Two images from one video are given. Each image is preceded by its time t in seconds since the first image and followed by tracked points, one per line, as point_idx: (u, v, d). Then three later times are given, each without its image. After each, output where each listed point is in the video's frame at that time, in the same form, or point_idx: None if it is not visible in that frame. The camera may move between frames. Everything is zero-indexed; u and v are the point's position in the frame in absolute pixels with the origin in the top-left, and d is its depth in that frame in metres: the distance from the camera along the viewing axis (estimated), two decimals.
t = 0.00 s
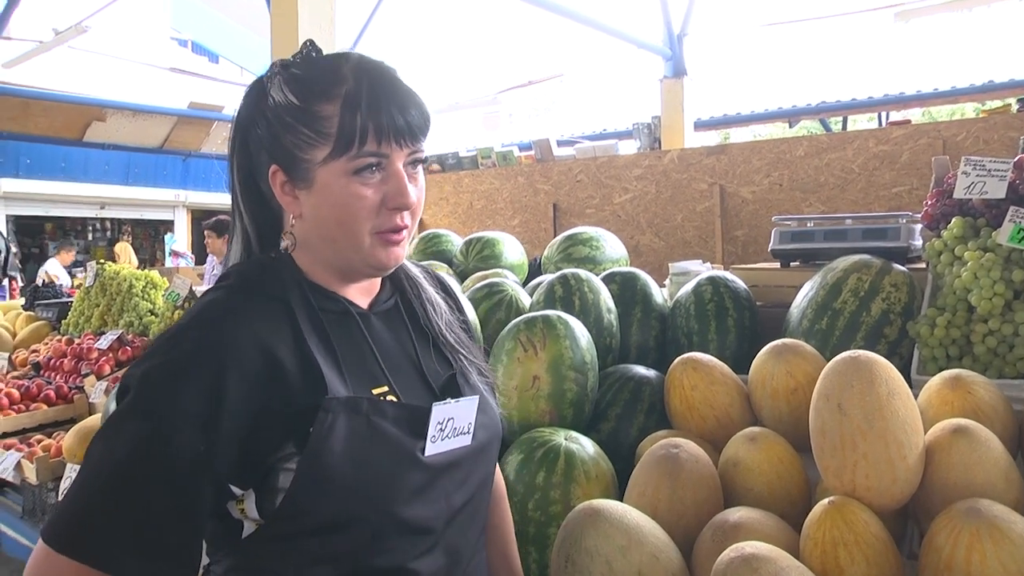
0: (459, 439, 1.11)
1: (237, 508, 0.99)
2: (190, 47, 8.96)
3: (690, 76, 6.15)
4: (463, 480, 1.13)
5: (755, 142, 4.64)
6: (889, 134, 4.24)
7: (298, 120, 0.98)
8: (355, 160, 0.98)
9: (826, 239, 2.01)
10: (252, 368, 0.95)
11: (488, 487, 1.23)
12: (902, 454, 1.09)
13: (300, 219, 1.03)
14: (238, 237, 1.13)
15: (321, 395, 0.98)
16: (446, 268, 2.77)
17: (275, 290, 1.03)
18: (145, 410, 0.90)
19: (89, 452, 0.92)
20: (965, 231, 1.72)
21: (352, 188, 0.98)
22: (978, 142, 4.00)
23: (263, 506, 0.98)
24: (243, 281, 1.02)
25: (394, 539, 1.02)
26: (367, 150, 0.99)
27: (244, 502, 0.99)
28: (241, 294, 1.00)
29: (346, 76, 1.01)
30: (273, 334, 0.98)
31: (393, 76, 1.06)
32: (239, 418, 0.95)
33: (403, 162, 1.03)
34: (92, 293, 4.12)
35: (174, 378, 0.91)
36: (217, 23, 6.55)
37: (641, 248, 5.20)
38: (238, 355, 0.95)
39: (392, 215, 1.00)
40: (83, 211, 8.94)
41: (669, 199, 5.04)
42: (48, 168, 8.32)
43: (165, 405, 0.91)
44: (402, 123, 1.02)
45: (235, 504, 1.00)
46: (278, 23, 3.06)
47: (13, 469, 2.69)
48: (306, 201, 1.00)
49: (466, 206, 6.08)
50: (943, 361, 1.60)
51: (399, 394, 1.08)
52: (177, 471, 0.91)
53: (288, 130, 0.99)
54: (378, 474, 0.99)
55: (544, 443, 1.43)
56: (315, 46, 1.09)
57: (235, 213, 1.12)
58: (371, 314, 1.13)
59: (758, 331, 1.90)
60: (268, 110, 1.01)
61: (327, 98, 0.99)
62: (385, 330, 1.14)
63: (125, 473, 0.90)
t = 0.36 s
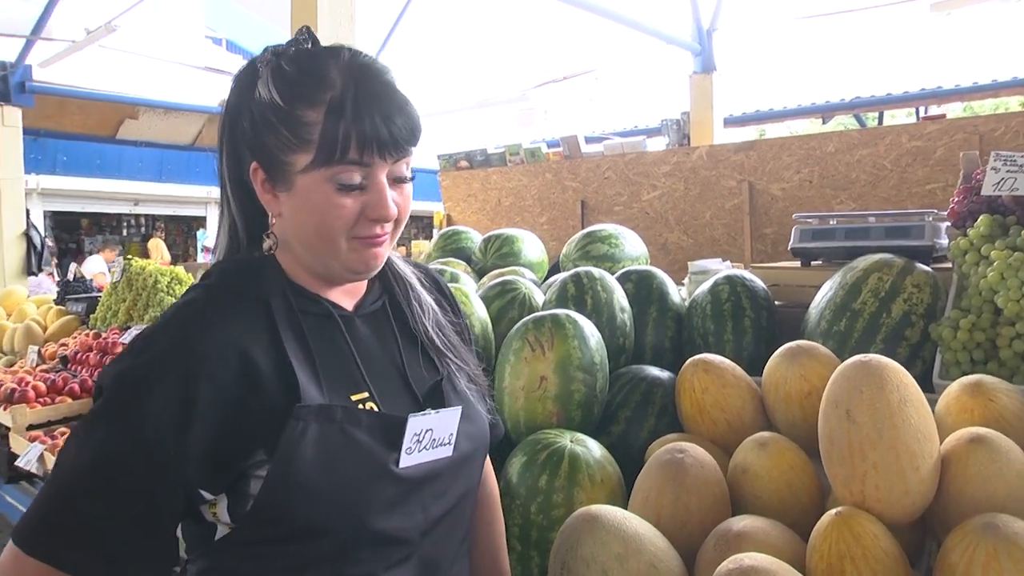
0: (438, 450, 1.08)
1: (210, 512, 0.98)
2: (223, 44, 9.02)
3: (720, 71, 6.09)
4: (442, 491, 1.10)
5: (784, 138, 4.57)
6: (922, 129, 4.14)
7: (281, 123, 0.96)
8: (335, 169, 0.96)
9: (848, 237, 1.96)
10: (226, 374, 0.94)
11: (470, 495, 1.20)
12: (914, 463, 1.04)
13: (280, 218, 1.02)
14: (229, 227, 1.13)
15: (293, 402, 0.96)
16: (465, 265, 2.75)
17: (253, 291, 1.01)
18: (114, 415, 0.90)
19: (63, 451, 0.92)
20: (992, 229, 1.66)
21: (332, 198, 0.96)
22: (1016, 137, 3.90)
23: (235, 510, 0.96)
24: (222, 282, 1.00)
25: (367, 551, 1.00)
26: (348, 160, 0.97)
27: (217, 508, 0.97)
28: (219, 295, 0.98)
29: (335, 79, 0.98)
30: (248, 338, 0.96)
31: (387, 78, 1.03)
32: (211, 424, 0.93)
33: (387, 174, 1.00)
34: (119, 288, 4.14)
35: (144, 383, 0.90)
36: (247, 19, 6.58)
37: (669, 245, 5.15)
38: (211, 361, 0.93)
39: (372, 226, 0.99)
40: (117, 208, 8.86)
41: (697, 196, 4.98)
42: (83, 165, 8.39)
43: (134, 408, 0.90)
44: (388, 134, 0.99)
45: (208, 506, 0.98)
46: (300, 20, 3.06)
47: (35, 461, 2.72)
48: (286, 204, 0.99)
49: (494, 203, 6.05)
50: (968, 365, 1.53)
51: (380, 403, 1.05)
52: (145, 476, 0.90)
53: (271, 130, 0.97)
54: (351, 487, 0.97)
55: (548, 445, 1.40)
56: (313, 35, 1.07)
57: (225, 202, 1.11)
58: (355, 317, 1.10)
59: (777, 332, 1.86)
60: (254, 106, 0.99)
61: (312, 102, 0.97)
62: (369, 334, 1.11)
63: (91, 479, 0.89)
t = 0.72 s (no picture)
0: (423, 449, 1.11)
1: (197, 507, 1.07)
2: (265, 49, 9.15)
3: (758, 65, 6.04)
4: (429, 490, 1.13)
5: (823, 132, 4.50)
6: (966, 121, 4.03)
7: (268, 115, 1.03)
8: (320, 154, 1.01)
9: (877, 232, 1.91)
10: (204, 372, 1.01)
11: (460, 500, 1.22)
12: (935, 467, 1.00)
13: (271, 211, 1.08)
14: (228, 230, 1.19)
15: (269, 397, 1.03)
16: (495, 263, 2.73)
17: (237, 293, 1.08)
18: (98, 411, 0.99)
19: (56, 446, 1.01)
20: None
21: (318, 182, 1.01)
22: None
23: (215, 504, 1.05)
24: (211, 285, 1.08)
25: (345, 550, 1.04)
26: (332, 144, 1.02)
27: (201, 498, 1.06)
28: (202, 298, 1.06)
29: (319, 70, 1.04)
30: (229, 338, 1.04)
31: (372, 70, 1.09)
32: (187, 419, 1.01)
33: (373, 160, 1.05)
34: (157, 289, 4.18)
35: (125, 381, 0.99)
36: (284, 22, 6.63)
37: (707, 242, 5.09)
38: (190, 360, 1.00)
39: (361, 215, 1.03)
40: (160, 210, 9.06)
41: (735, 192, 4.92)
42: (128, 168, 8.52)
43: (115, 404, 0.98)
44: (371, 119, 1.04)
45: (195, 501, 1.07)
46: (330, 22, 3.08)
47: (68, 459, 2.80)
48: (276, 194, 1.05)
49: (532, 202, 6.02)
50: (1001, 365, 1.45)
51: (364, 401, 1.10)
52: (126, 471, 0.98)
53: (260, 122, 1.04)
54: (327, 484, 1.02)
55: (565, 445, 1.40)
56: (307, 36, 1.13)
57: (222, 205, 1.19)
58: (342, 316, 1.15)
59: (805, 330, 1.82)
60: (246, 100, 1.06)
61: (296, 92, 1.03)
62: (357, 333, 1.16)
63: (76, 472, 0.98)
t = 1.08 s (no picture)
0: (427, 441, 1.12)
1: (209, 498, 1.09)
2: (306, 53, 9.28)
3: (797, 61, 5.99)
4: (435, 482, 1.14)
5: (863, 128, 4.44)
6: (1012, 114, 3.96)
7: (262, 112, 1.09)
8: (310, 144, 1.07)
9: (909, 228, 1.88)
10: (212, 365, 1.03)
11: (471, 493, 1.22)
12: (956, 468, 0.97)
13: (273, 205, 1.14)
14: (241, 233, 1.24)
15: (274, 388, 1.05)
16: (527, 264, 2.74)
17: (245, 290, 1.11)
18: (109, 402, 1.01)
19: (71, 441, 1.03)
20: None
21: (311, 172, 1.07)
22: None
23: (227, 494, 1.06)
24: (220, 282, 1.11)
25: (350, 540, 1.05)
26: (323, 134, 1.07)
27: (214, 489, 1.08)
28: (208, 294, 1.09)
29: (310, 66, 1.11)
30: (236, 331, 1.06)
31: (362, 67, 1.15)
32: (196, 411, 1.03)
33: (366, 148, 1.10)
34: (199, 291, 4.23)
35: (134, 373, 1.01)
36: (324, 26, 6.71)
37: (747, 241, 5.06)
38: (198, 352, 1.03)
39: (354, 201, 1.07)
40: (206, 213, 9.25)
41: (775, 190, 4.87)
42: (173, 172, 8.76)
43: (124, 397, 1.00)
44: (360, 109, 1.10)
45: (207, 493, 1.09)
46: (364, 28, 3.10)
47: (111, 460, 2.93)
48: (275, 187, 1.10)
49: (571, 202, 6.01)
50: None
51: (370, 393, 1.12)
52: (136, 461, 1.00)
53: (257, 120, 1.10)
54: (333, 473, 1.03)
55: (588, 445, 1.41)
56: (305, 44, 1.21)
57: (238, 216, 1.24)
58: (348, 311, 1.18)
59: (835, 329, 1.80)
60: (245, 102, 1.13)
61: (286, 87, 1.10)
62: (363, 328, 1.19)
63: (90, 463, 1.00)
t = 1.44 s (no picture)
0: (446, 438, 1.14)
1: (235, 489, 1.12)
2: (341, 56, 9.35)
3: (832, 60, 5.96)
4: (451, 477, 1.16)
5: (898, 127, 4.40)
6: None
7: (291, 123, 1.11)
8: (338, 156, 1.09)
9: (937, 229, 1.87)
10: (240, 363, 1.06)
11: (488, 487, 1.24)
12: (972, 469, 0.97)
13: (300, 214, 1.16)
14: (269, 237, 1.27)
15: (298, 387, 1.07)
16: (556, 264, 2.75)
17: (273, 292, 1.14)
18: (142, 397, 1.04)
19: (105, 434, 1.06)
20: None
21: (338, 183, 1.09)
22: None
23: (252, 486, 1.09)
24: (248, 285, 1.14)
25: (370, 531, 1.07)
26: (350, 146, 1.10)
27: (240, 481, 1.11)
28: (238, 297, 1.11)
29: (337, 79, 1.13)
30: (263, 332, 1.08)
31: (388, 79, 1.17)
32: (225, 406, 1.05)
33: (391, 159, 1.13)
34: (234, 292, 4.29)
35: (167, 369, 1.04)
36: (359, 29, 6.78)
37: (781, 242, 5.03)
38: (227, 352, 1.05)
39: (378, 210, 1.10)
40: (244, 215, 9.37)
41: (808, 190, 4.85)
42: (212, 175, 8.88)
43: (159, 393, 1.03)
44: (386, 122, 1.12)
45: (234, 483, 1.12)
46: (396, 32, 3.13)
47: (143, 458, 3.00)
48: (302, 196, 1.13)
49: (604, 203, 6.01)
50: None
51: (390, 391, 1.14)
52: (166, 454, 1.03)
53: (286, 132, 1.12)
54: (353, 468, 1.06)
55: (609, 444, 1.42)
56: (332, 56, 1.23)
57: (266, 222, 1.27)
58: (370, 313, 1.20)
59: (861, 330, 1.79)
60: (274, 114, 1.15)
61: (315, 101, 1.12)
62: (385, 329, 1.21)
63: (123, 455, 1.03)
